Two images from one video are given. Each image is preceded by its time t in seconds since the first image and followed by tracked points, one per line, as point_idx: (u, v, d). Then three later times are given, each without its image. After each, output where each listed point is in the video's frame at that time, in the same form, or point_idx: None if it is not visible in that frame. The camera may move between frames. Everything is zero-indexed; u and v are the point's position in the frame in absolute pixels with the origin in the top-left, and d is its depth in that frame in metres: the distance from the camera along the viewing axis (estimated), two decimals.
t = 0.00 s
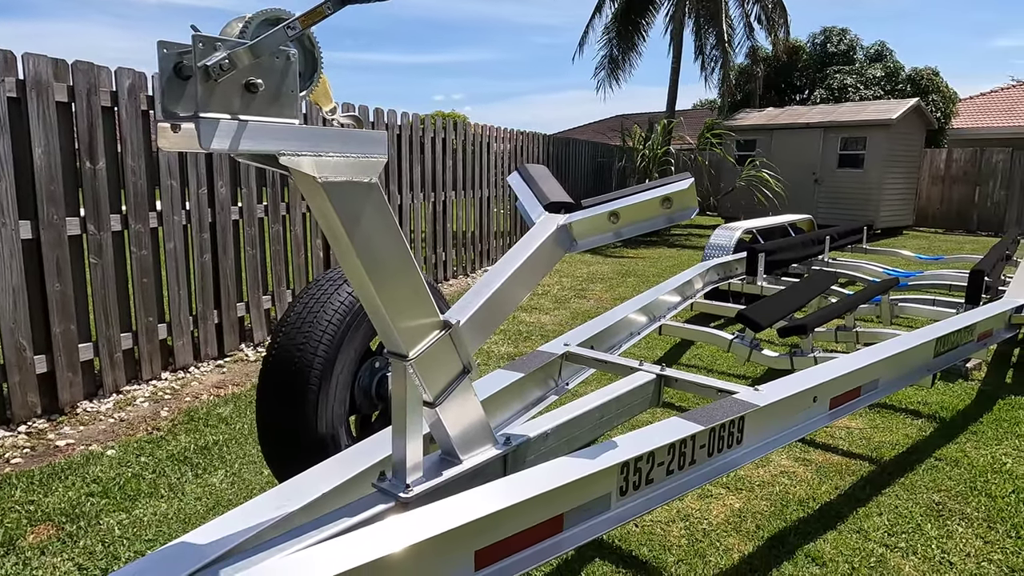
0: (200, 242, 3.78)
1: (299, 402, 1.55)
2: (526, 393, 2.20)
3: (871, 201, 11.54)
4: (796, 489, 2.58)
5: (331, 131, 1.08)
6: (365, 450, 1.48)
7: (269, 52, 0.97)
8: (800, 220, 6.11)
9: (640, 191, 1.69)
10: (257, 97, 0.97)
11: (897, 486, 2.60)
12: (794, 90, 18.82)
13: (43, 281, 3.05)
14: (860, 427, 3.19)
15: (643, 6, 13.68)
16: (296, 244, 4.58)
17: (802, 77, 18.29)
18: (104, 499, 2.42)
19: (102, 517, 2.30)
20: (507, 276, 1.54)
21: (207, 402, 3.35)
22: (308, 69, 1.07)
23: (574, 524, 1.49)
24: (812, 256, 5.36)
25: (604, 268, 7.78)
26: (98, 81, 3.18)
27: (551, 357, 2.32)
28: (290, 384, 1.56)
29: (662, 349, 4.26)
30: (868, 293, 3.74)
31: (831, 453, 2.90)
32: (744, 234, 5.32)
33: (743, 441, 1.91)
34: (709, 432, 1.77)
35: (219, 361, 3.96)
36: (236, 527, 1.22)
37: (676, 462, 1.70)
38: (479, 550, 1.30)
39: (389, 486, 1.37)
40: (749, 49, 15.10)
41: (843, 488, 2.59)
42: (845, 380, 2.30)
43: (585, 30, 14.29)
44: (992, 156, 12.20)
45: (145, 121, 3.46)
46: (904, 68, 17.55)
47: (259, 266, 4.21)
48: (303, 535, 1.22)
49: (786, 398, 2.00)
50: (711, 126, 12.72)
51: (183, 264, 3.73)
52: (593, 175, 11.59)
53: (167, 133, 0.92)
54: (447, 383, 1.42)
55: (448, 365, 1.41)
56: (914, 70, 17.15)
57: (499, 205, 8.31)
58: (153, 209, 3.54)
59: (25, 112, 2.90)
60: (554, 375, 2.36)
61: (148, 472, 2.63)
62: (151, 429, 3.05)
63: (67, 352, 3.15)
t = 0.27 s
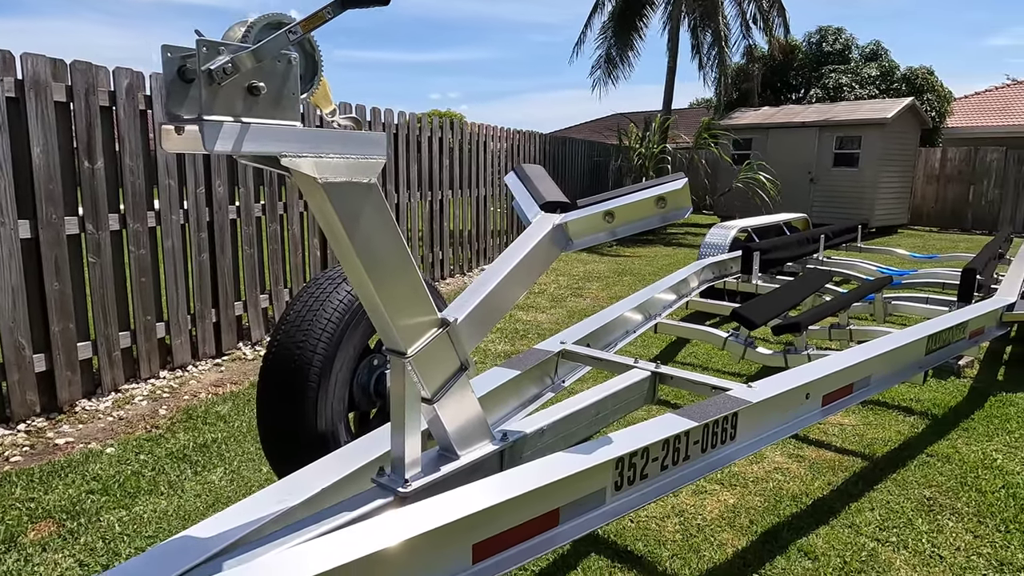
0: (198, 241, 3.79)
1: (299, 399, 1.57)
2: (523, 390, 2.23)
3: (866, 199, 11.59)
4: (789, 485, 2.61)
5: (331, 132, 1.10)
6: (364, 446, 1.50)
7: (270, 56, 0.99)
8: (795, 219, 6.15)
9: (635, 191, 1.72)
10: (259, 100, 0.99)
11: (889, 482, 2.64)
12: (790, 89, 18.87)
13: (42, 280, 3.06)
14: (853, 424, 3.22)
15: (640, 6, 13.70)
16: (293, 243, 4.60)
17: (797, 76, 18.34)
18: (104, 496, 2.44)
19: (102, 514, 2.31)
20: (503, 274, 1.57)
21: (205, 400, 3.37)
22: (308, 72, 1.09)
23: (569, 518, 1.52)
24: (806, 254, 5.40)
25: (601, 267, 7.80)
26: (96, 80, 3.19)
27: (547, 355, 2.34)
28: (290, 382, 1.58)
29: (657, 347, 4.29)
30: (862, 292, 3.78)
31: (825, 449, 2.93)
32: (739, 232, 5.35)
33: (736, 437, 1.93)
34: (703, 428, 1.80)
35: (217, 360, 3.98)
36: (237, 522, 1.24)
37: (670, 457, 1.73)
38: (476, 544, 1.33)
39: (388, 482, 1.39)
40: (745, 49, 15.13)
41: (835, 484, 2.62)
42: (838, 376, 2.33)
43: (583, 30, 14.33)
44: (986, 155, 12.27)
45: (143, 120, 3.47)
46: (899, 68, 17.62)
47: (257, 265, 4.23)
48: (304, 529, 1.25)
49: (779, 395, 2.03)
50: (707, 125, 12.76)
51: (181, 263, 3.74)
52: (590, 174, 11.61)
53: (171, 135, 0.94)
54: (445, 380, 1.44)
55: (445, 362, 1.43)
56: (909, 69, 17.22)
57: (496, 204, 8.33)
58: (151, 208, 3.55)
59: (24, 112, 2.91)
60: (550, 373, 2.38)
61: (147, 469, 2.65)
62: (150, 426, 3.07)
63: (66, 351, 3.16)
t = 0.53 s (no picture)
0: (199, 239, 3.84)
1: (301, 391, 1.62)
2: (518, 385, 2.28)
3: (863, 198, 11.65)
4: (780, 478, 2.67)
5: (332, 135, 1.15)
6: (364, 436, 1.55)
7: (275, 63, 1.05)
8: (791, 218, 6.21)
9: (626, 190, 1.77)
10: (264, 104, 1.04)
11: (877, 475, 2.69)
12: (788, 88, 18.92)
13: (46, 277, 3.11)
14: (844, 419, 3.28)
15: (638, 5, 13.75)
16: (293, 241, 4.65)
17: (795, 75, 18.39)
18: (109, 488, 2.49)
19: (107, 505, 2.37)
20: (498, 271, 1.62)
21: (207, 395, 3.43)
22: (311, 77, 1.14)
23: (562, 506, 1.58)
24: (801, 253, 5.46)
25: (598, 265, 7.86)
26: (99, 80, 3.23)
27: (543, 350, 2.40)
28: (291, 375, 1.63)
29: (653, 344, 4.34)
30: (853, 290, 3.84)
31: (815, 444, 2.98)
32: (734, 231, 5.41)
33: (725, 429, 1.99)
34: (692, 420, 1.85)
35: (218, 356, 4.03)
36: (242, 506, 1.29)
37: (660, 448, 1.79)
38: (471, 529, 1.39)
39: (386, 470, 1.45)
40: (743, 48, 15.18)
41: (825, 477, 2.68)
42: (826, 371, 2.38)
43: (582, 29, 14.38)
44: (982, 154, 12.33)
45: (145, 120, 3.52)
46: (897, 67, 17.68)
47: (257, 262, 4.28)
48: (306, 513, 1.30)
49: (767, 388, 2.09)
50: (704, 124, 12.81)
51: (182, 261, 3.80)
52: (588, 173, 11.66)
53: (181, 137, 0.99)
54: (442, 372, 1.49)
55: (442, 355, 1.48)
56: (907, 68, 17.27)
57: (494, 202, 8.39)
58: (153, 206, 3.60)
59: (29, 111, 2.96)
60: (545, 368, 2.44)
61: (150, 462, 2.71)
62: (153, 421, 3.12)
63: (70, 347, 3.21)
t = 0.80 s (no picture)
0: (203, 235, 3.91)
1: (302, 380, 1.68)
2: (515, 376, 2.34)
3: (862, 196, 11.70)
4: (771, 469, 2.73)
5: (335, 132, 1.21)
6: (364, 423, 1.61)
7: (281, 64, 1.10)
8: (788, 216, 6.26)
9: (618, 186, 1.82)
10: (270, 103, 1.10)
11: (867, 466, 2.75)
12: (789, 87, 18.95)
13: (54, 271, 3.17)
14: (837, 412, 3.34)
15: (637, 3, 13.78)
16: (296, 237, 4.71)
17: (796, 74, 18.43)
18: (116, 476, 2.56)
19: (115, 493, 2.43)
20: (494, 263, 1.68)
21: (210, 388, 3.49)
22: (315, 77, 1.19)
23: (555, 491, 1.64)
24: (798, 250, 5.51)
25: (598, 262, 7.92)
26: (105, 78, 3.29)
27: (539, 343, 2.46)
28: (294, 363, 1.69)
29: (650, 339, 4.40)
30: (847, 286, 3.89)
31: (807, 436, 3.04)
32: (731, 229, 5.47)
33: (716, 419, 2.05)
34: (683, 410, 1.91)
35: (221, 350, 4.10)
36: (246, 486, 1.36)
37: (651, 437, 1.85)
38: (466, 511, 1.45)
39: (385, 454, 1.51)
40: (744, 46, 15.22)
41: (815, 468, 2.74)
42: (815, 365, 2.44)
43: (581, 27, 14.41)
44: (982, 153, 12.36)
45: (150, 117, 3.58)
46: (897, 66, 17.69)
47: (260, 258, 4.35)
48: (307, 494, 1.36)
49: (756, 380, 2.15)
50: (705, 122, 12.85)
51: (186, 256, 3.86)
52: (588, 171, 11.72)
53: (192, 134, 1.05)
54: (439, 361, 1.55)
55: (439, 345, 1.54)
56: (908, 67, 17.29)
57: (495, 200, 8.45)
58: (158, 202, 3.66)
59: (37, 109, 3.02)
60: (542, 360, 2.50)
61: (156, 452, 2.77)
62: (158, 413, 3.19)
63: (76, 340, 3.27)
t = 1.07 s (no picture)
0: (200, 230, 3.97)
1: (286, 366, 1.74)
2: (499, 366, 2.40)
3: (861, 194, 11.72)
4: (753, 459, 2.78)
5: (310, 125, 1.27)
6: (345, 407, 1.67)
7: (256, 61, 1.16)
8: (783, 212, 6.31)
9: (593, 179, 1.87)
10: (246, 97, 1.15)
11: (847, 456, 2.81)
12: (790, 84, 18.94)
13: (53, 265, 3.23)
14: (821, 405, 3.39)
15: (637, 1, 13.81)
16: (293, 233, 4.77)
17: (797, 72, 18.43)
18: (112, 464, 2.63)
19: (111, 479, 2.50)
20: (473, 253, 1.74)
21: (207, 380, 3.56)
22: (291, 73, 1.25)
23: (530, 474, 1.70)
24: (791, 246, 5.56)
25: (595, 259, 7.97)
26: (103, 76, 3.36)
27: (524, 334, 2.51)
28: (280, 349, 1.75)
29: (642, 334, 4.46)
30: (836, 281, 3.94)
31: (791, 427, 3.09)
32: (725, 225, 5.51)
33: (692, 407, 2.11)
34: (658, 398, 1.97)
35: (218, 344, 4.16)
36: (229, 464, 1.42)
37: (626, 423, 1.91)
38: (441, 491, 1.51)
39: (364, 436, 1.57)
40: (745, 44, 15.23)
41: (796, 458, 2.79)
42: (794, 356, 2.49)
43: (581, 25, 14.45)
44: (982, 150, 12.35)
45: (148, 114, 3.64)
46: (899, 63, 17.68)
47: (257, 253, 4.41)
48: (288, 472, 1.43)
49: (733, 369, 2.20)
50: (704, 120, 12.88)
51: (184, 251, 3.92)
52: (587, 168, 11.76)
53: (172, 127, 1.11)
54: (417, 347, 1.61)
55: (417, 331, 1.60)
56: (909, 65, 17.27)
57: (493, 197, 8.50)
58: (155, 198, 3.73)
59: (36, 106, 3.08)
60: (527, 351, 2.56)
61: (152, 441, 2.84)
62: (154, 403, 3.25)
63: (74, 332, 3.34)
